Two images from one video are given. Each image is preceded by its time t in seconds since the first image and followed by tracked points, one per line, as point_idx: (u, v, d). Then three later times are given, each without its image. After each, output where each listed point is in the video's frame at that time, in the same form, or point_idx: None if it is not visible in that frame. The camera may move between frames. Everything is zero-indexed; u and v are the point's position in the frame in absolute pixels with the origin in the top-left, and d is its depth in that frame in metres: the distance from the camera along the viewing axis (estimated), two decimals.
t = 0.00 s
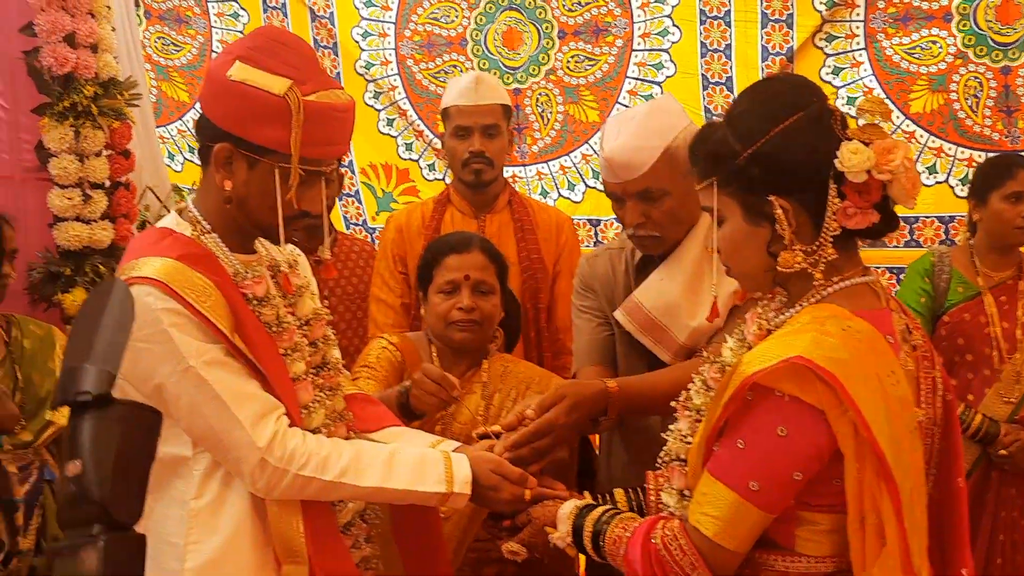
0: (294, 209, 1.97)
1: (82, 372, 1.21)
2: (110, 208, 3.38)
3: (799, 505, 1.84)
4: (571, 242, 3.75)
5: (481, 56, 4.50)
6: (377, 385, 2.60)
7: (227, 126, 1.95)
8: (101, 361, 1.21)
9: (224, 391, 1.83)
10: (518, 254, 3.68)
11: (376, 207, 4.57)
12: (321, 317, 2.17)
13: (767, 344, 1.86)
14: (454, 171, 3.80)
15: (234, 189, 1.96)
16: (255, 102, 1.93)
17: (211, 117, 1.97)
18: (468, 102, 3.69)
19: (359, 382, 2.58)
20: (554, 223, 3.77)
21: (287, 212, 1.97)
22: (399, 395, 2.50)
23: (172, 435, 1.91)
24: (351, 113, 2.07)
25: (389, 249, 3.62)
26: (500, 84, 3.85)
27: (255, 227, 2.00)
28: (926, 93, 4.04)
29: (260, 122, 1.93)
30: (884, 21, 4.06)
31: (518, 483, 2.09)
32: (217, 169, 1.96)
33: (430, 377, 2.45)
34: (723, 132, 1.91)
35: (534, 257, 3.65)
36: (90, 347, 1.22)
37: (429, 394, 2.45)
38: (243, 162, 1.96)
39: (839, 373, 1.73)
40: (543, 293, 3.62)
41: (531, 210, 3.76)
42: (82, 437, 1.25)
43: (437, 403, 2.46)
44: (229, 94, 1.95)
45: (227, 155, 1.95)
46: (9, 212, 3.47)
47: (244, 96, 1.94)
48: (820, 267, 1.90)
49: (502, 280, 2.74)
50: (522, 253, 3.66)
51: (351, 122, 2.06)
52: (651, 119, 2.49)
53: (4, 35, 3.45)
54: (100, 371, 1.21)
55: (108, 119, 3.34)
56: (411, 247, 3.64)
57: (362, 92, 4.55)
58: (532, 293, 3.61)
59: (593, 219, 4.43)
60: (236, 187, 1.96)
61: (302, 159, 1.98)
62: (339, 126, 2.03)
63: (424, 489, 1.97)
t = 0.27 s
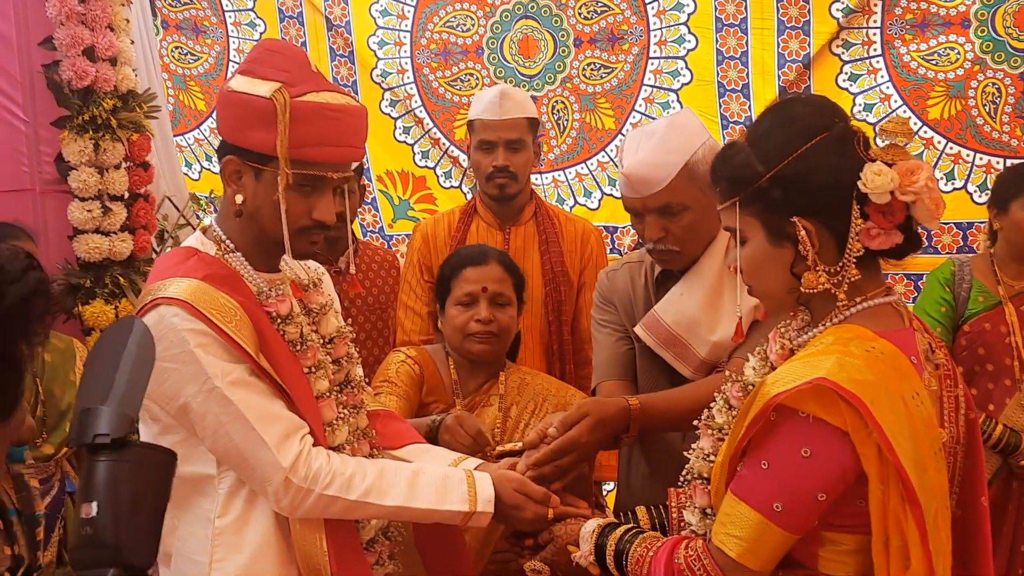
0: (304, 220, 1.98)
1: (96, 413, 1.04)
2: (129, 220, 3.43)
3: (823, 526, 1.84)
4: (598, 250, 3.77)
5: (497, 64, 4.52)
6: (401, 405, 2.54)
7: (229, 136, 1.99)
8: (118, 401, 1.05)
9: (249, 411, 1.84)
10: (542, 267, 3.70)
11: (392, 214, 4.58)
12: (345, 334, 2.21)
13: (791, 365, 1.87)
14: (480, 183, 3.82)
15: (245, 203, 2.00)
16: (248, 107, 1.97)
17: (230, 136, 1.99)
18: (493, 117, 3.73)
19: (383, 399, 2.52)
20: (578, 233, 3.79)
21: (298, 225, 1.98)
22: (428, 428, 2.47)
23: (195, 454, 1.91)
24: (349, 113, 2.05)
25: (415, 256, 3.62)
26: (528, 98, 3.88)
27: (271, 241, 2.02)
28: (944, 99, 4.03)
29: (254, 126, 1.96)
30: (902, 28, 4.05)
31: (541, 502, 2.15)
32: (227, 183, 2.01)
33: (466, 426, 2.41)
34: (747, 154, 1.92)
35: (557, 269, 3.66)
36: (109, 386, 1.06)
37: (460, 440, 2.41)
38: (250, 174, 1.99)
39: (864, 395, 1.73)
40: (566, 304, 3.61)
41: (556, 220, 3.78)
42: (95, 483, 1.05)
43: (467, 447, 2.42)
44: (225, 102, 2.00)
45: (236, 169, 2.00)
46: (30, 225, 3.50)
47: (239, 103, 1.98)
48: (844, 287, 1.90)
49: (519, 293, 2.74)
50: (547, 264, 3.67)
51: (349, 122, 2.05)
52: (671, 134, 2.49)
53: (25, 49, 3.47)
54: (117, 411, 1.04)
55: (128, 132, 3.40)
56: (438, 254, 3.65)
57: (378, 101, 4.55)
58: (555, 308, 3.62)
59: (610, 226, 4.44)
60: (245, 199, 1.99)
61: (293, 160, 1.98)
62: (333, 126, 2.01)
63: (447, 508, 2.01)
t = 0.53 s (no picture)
0: (296, 215, 2.01)
1: (63, 433, 1.26)
2: (135, 220, 3.42)
3: (836, 535, 1.84)
4: (616, 257, 3.73)
5: (503, 63, 4.50)
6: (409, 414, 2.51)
7: (226, 137, 2.07)
8: (81, 424, 1.27)
9: (259, 419, 1.84)
10: (558, 272, 3.70)
11: (398, 213, 4.57)
12: (354, 341, 2.21)
13: (804, 373, 1.87)
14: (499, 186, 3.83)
15: (243, 205, 2.06)
16: (235, 107, 2.03)
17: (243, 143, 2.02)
18: (512, 120, 3.72)
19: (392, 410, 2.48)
20: (598, 238, 3.76)
21: (294, 223, 2.02)
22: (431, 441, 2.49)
23: (206, 460, 1.92)
24: (330, 105, 2.05)
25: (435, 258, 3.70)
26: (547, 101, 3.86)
27: (278, 247, 2.06)
28: (952, 99, 4.01)
29: (240, 125, 2.02)
30: (910, 27, 4.03)
31: (552, 508, 2.18)
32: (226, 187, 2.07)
33: (458, 438, 2.41)
34: (759, 161, 1.92)
35: (573, 274, 3.65)
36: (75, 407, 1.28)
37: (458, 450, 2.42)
38: (247, 176, 2.05)
39: (879, 406, 1.72)
40: (582, 309, 3.61)
41: (574, 223, 3.76)
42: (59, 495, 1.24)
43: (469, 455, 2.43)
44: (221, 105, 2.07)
45: (233, 172, 2.06)
46: (36, 227, 3.50)
47: (228, 104, 2.05)
48: (857, 295, 1.90)
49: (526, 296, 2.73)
50: (563, 268, 3.67)
51: (330, 115, 2.05)
52: (681, 137, 2.48)
53: (31, 50, 3.47)
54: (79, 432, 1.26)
55: (134, 132, 3.39)
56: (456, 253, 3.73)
57: (384, 99, 4.54)
58: (570, 311, 3.62)
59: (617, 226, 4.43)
60: (243, 202, 2.05)
61: (274, 155, 2.01)
62: (309, 117, 2.02)
63: (457, 516, 2.02)
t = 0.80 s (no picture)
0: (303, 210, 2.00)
1: (39, 428, 1.38)
2: (143, 210, 3.41)
3: (844, 543, 1.84)
4: (620, 250, 3.71)
5: (514, 57, 4.47)
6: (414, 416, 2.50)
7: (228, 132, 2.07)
8: (59, 420, 1.39)
9: (266, 416, 1.84)
10: (562, 264, 3.67)
11: (407, 206, 4.58)
12: (362, 339, 2.20)
13: (816, 381, 1.85)
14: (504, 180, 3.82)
15: (250, 201, 2.06)
16: (236, 102, 2.03)
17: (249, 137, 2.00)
18: (519, 115, 3.70)
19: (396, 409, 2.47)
20: (601, 231, 3.74)
21: (298, 219, 2.02)
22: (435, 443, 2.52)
23: (212, 456, 1.91)
24: (332, 99, 2.04)
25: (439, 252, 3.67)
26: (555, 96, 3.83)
27: (289, 244, 2.05)
28: (965, 101, 3.97)
29: (242, 120, 2.02)
30: (924, 28, 3.98)
31: (558, 507, 2.15)
32: (233, 182, 2.07)
33: (448, 433, 2.44)
34: (774, 166, 1.92)
35: (578, 269, 3.64)
36: (51, 406, 1.41)
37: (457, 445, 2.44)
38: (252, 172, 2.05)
39: (890, 415, 1.71)
40: (585, 303, 3.59)
41: (578, 216, 3.75)
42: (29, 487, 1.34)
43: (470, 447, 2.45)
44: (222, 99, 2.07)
45: (241, 168, 2.06)
46: (46, 215, 3.49)
47: (229, 99, 2.05)
48: (869, 303, 1.90)
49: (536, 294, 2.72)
50: (567, 263, 3.65)
51: (332, 108, 2.04)
52: (694, 138, 2.46)
53: (44, 38, 3.46)
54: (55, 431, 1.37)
55: (143, 122, 3.38)
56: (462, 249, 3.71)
57: (394, 91, 4.52)
58: (575, 306, 3.61)
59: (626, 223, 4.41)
60: (249, 199, 2.05)
61: (274, 149, 2.00)
62: (312, 111, 2.01)
63: (462, 516, 2.01)
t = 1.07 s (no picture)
0: (308, 208, 2.00)
1: (11, 429, 1.29)
2: (143, 205, 3.39)
3: (843, 546, 1.85)
4: (603, 243, 3.73)
5: (515, 54, 4.46)
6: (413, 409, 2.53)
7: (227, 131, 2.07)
8: (30, 423, 1.30)
9: (265, 415, 1.84)
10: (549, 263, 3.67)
11: (407, 202, 4.56)
12: (363, 337, 2.20)
13: (815, 384, 1.86)
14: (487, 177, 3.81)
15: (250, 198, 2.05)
16: (234, 100, 2.02)
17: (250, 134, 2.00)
18: (507, 115, 3.67)
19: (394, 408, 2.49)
20: (585, 224, 3.75)
21: (300, 215, 2.01)
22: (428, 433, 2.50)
23: (211, 454, 1.91)
24: (330, 93, 2.03)
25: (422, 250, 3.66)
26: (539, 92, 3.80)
27: (292, 242, 2.05)
28: (965, 100, 3.97)
29: (242, 117, 2.02)
30: (925, 27, 3.98)
31: (557, 507, 2.15)
32: (233, 181, 2.06)
33: (441, 414, 2.44)
34: (774, 169, 1.92)
35: (564, 263, 3.64)
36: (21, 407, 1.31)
37: (452, 428, 2.44)
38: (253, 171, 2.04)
39: (889, 419, 1.71)
40: (571, 294, 3.61)
41: (562, 211, 3.75)
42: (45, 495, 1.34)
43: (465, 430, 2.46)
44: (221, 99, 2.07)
45: (240, 166, 2.05)
46: (45, 210, 3.47)
47: (227, 97, 2.04)
48: (869, 305, 1.90)
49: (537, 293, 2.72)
50: (552, 259, 3.65)
51: (330, 102, 2.03)
52: (696, 138, 2.47)
53: (42, 32, 3.44)
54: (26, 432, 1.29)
55: (143, 117, 3.36)
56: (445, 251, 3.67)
57: (394, 87, 4.50)
58: (561, 297, 3.61)
59: (625, 220, 4.40)
60: (250, 196, 2.04)
61: (275, 146, 2.00)
62: (313, 107, 2.01)
63: (462, 514, 2.01)
